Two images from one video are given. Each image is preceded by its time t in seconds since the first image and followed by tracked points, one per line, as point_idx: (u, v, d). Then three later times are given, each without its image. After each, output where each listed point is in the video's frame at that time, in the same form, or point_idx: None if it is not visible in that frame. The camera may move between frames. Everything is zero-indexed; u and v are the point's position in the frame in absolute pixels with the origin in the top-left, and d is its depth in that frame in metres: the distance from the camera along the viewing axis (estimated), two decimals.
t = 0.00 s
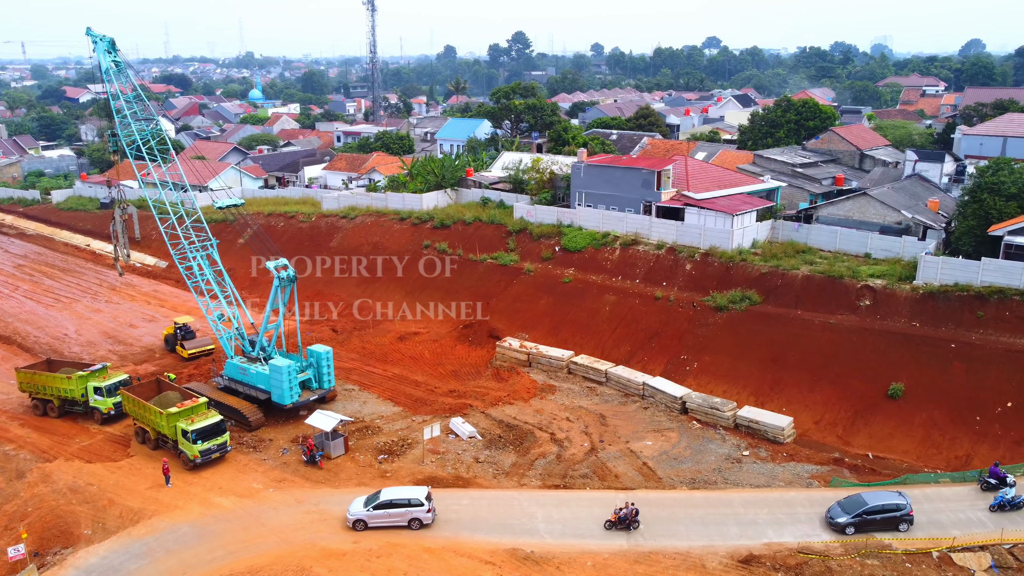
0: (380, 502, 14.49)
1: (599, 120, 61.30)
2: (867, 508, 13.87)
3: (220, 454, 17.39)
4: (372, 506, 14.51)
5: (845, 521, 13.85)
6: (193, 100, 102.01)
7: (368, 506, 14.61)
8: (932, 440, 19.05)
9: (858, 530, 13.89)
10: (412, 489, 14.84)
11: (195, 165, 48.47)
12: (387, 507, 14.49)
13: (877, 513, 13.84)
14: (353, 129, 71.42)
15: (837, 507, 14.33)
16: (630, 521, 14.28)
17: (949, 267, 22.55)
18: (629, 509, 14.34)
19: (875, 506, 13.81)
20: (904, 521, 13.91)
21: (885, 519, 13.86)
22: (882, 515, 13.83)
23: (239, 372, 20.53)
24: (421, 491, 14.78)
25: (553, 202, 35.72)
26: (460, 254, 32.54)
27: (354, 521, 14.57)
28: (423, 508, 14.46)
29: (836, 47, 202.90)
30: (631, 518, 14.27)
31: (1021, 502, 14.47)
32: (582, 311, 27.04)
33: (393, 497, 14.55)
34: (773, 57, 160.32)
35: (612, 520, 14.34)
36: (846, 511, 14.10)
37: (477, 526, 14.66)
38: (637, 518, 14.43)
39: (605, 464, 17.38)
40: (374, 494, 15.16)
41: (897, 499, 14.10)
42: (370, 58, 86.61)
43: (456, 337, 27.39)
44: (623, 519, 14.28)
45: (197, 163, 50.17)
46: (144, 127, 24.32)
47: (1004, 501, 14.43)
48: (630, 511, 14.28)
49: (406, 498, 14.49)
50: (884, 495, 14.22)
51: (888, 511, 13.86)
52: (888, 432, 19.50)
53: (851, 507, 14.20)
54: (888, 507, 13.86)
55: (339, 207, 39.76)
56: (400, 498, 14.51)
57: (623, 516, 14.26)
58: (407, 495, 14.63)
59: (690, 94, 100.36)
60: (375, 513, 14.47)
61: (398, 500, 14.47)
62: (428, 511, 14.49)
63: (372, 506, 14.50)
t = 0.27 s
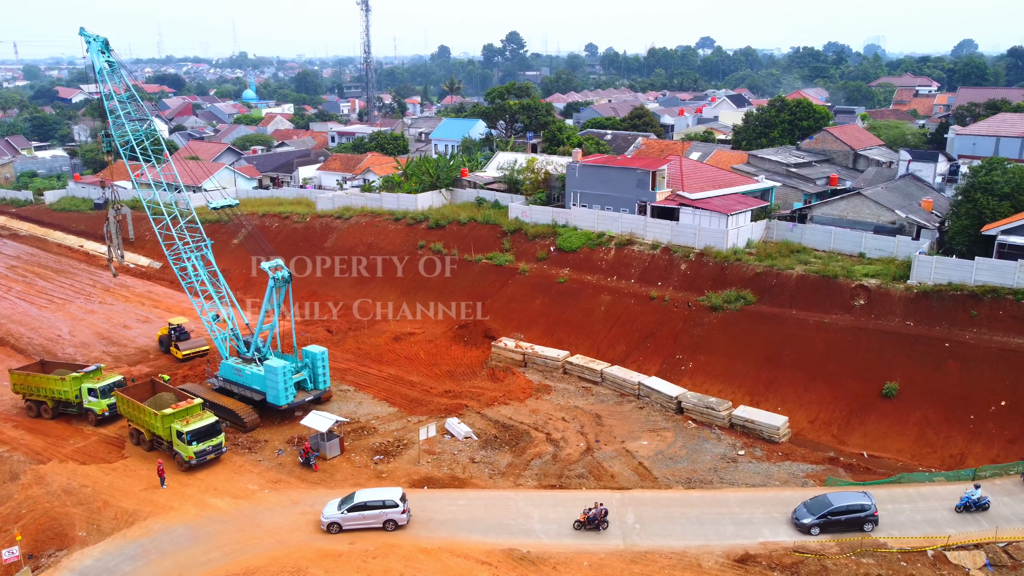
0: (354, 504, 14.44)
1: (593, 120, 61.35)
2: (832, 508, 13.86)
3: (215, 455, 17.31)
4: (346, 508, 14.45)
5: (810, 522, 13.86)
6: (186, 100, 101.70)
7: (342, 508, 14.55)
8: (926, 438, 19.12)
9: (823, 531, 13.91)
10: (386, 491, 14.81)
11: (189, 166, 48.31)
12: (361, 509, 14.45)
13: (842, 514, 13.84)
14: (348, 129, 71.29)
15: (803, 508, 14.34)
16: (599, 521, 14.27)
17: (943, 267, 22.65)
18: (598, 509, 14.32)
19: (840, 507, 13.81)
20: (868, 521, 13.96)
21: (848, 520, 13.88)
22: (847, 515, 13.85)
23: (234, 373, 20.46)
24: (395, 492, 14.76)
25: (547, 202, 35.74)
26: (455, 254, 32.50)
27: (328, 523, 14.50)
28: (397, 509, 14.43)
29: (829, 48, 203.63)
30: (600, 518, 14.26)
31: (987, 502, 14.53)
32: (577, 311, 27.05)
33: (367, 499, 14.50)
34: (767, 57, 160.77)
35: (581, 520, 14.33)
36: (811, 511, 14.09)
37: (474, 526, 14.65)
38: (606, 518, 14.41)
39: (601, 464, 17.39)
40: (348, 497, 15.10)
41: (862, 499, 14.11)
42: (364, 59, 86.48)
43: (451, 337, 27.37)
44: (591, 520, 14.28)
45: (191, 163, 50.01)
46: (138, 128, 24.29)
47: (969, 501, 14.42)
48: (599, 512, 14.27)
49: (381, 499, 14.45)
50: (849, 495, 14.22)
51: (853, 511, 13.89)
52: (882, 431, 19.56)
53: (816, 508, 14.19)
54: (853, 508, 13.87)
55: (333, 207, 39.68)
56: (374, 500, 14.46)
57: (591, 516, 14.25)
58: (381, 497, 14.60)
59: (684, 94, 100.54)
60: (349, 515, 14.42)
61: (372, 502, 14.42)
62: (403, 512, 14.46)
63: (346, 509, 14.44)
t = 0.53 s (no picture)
0: (329, 507, 14.38)
1: (588, 120, 61.42)
2: (797, 509, 13.95)
3: (210, 456, 17.25)
4: (321, 512, 14.38)
5: (775, 522, 13.96)
6: (179, 100, 101.39)
7: (317, 511, 14.48)
8: (921, 437, 19.19)
9: (788, 532, 14.01)
10: (361, 493, 14.78)
11: (184, 166, 48.16)
12: (336, 511, 14.39)
13: (807, 514, 13.91)
14: (342, 129, 71.20)
15: (769, 507, 14.43)
16: (568, 522, 14.30)
17: (937, 266, 22.74)
18: (567, 509, 14.34)
19: (805, 507, 13.88)
20: (834, 522, 13.97)
21: (814, 521, 13.94)
22: (812, 516, 13.90)
23: (229, 374, 20.39)
24: (370, 494, 14.73)
25: (542, 202, 35.76)
26: (450, 254, 32.47)
27: (302, 527, 14.42)
28: (372, 510, 14.40)
29: (822, 48, 204.41)
30: (570, 518, 14.29)
31: (954, 504, 14.51)
32: (572, 312, 27.06)
33: (342, 501, 14.46)
34: (760, 58, 161.22)
35: (550, 521, 14.37)
36: (777, 511, 14.19)
37: (470, 527, 14.64)
38: (576, 518, 14.45)
39: (597, 464, 17.40)
40: (323, 500, 15.04)
41: (827, 500, 14.14)
42: (358, 59, 86.33)
43: (447, 337, 27.35)
44: (561, 520, 14.30)
45: (185, 163, 49.87)
46: (132, 128, 24.13)
47: (935, 501, 14.40)
48: (568, 512, 14.30)
49: (355, 501, 14.42)
50: (814, 496, 14.26)
51: (818, 512, 13.92)
52: (877, 430, 19.62)
53: (782, 508, 14.30)
54: (818, 509, 13.91)
55: (328, 208, 39.58)
56: (349, 502, 14.42)
57: (560, 517, 14.29)
58: (356, 499, 14.56)
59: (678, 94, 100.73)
60: (324, 518, 14.35)
61: (346, 504, 14.38)
62: (378, 514, 14.43)
63: (321, 511, 14.37)
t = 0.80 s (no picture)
0: (304, 510, 14.28)
1: (582, 120, 61.47)
2: (761, 510, 13.95)
3: (205, 458, 17.19)
4: (296, 516, 14.27)
5: (740, 522, 13.98)
6: (173, 100, 101.06)
7: (292, 516, 14.37)
8: (916, 436, 19.26)
9: (753, 532, 14.03)
10: (336, 496, 14.71)
11: (178, 167, 48.03)
12: (312, 515, 14.30)
13: (771, 515, 13.92)
14: (336, 129, 71.08)
15: (734, 508, 14.44)
16: (538, 522, 14.29)
17: (931, 266, 22.83)
18: (538, 510, 14.34)
19: (769, 508, 13.88)
20: (798, 523, 13.99)
21: (778, 521, 13.95)
22: (776, 516, 13.91)
23: (224, 375, 20.32)
24: (346, 496, 14.68)
25: (538, 202, 35.76)
26: (445, 254, 32.44)
27: (278, 532, 14.29)
28: (349, 513, 14.36)
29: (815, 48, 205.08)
30: (540, 518, 14.28)
31: (919, 505, 14.53)
32: (568, 312, 27.08)
33: (318, 505, 14.37)
34: (754, 57, 161.70)
35: (521, 522, 14.37)
36: (742, 511, 14.20)
37: (467, 527, 14.63)
38: (546, 519, 14.44)
39: (593, 464, 17.41)
40: (297, 504, 14.92)
41: (793, 501, 14.16)
42: (352, 59, 86.19)
43: (442, 338, 27.32)
44: (531, 521, 14.30)
45: (179, 164, 49.69)
46: (126, 128, 24.08)
47: (902, 502, 14.44)
48: (539, 512, 14.29)
49: (332, 504, 14.35)
50: (780, 497, 14.28)
51: (782, 513, 13.93)
52: (872, 429, 19.68)
53: (747, 508, 14.31)
54: (783, 509, 13.92)
55: (323, 208, 39.48)
56: (325, 505, 14.34)
57: (531, 517, 14.29)
58: (332, 501, 14.49)
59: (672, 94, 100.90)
60: (300, 522, 14.25)
61: (322, 507, 14.30)
62: (354, 516, 14.40)
63: (296, 515, 14.26)
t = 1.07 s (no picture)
0: (280, 515, 14.12)
1: (577, 120, 61.54)
2: (727, 510, 13.96)
3: (202, 459, 17.13)
4: (272, 521, 14.10)
5: (705, 522, 13.99)
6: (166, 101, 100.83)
7: (268, 521, 14.17)
8: (911, 435, 19.32)
9: (718, 532, 14.04)
10: (311, 499, 14.59)
11: (172, 167, 47.87)
12: (288, 520, 14.16)
13: (736, 515, 13.95)
14: (331, 130, 71.00)
15: (700, 508, 14.46)
16: (509, 523, 14.28)
17: (925, 265, 22.91)
18: (509, 510, 14.32)
19: (734, 509, 13.90)
20: (763, 523, 14.01)
21: (744, 521, 13.97)
22: (742, 516, 13.94)
23: (220, 376, 20.25)
24: (321, 500, 14.58)
25: (533, 203, 35.76)
26: (441, 254, 32.42)
27: (253, 538, 14.07)
28: (326, 516, 14.29)
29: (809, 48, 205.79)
30: (511, 519, 14.27)
31: (885, 505, 14.54)
32: (564, 312, 27.09)
33: (294, 509, 14.23)
34: (747, 58, 162.13)
35: (492, 522, 14.34)
36: (707, 511, 14.23)
37: (464, 527, 14.61)
38: (517, 519, 14.43)
39: (589, 464, 17.42)
40: (271, 509, 14.72)
41: (758, 501, 14.18)
42: (347, 59, 86.08)
43: (438, 338, 27.29)
44: (503, 521, 14.28)
45: (173, 164, 49.56)
46: (120, 129, 23.97)
47: (867, 502, 14.45)
48: (510, 513, 14.27)
49: (308, 508, 14.24)
50: (747, 497, 14.31)
51: (747, 513, 13.95)
52: (868, 428, 19.74)
53: (712, 508, 14.33)
54: (749, 509, 13.94)
55: (318, 208, 39.37)
56: (301, 509, 14.22)
57: (502, 518, 14.26)
58: (308, 505, 14.38)
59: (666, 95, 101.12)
60: (276, 527, 14.08)
61: (299, 511, 14.18)
62: (331, 519, 14.33)
63: (273, 521, 14.09)
